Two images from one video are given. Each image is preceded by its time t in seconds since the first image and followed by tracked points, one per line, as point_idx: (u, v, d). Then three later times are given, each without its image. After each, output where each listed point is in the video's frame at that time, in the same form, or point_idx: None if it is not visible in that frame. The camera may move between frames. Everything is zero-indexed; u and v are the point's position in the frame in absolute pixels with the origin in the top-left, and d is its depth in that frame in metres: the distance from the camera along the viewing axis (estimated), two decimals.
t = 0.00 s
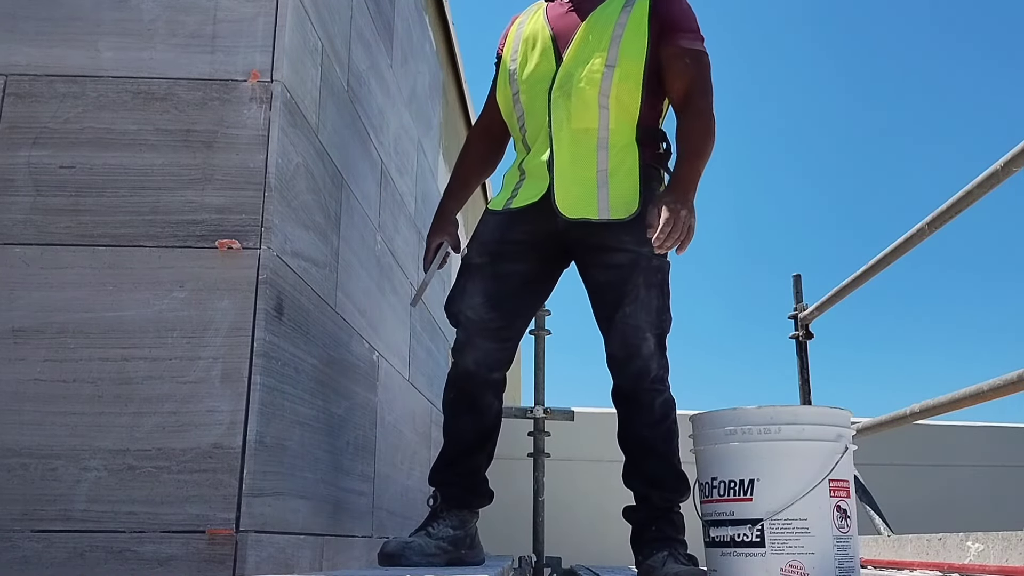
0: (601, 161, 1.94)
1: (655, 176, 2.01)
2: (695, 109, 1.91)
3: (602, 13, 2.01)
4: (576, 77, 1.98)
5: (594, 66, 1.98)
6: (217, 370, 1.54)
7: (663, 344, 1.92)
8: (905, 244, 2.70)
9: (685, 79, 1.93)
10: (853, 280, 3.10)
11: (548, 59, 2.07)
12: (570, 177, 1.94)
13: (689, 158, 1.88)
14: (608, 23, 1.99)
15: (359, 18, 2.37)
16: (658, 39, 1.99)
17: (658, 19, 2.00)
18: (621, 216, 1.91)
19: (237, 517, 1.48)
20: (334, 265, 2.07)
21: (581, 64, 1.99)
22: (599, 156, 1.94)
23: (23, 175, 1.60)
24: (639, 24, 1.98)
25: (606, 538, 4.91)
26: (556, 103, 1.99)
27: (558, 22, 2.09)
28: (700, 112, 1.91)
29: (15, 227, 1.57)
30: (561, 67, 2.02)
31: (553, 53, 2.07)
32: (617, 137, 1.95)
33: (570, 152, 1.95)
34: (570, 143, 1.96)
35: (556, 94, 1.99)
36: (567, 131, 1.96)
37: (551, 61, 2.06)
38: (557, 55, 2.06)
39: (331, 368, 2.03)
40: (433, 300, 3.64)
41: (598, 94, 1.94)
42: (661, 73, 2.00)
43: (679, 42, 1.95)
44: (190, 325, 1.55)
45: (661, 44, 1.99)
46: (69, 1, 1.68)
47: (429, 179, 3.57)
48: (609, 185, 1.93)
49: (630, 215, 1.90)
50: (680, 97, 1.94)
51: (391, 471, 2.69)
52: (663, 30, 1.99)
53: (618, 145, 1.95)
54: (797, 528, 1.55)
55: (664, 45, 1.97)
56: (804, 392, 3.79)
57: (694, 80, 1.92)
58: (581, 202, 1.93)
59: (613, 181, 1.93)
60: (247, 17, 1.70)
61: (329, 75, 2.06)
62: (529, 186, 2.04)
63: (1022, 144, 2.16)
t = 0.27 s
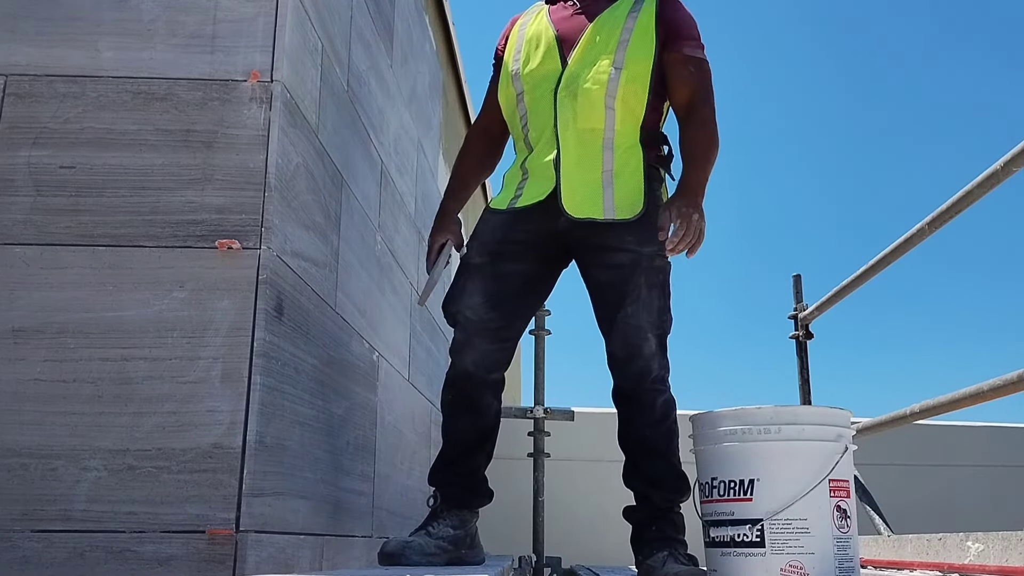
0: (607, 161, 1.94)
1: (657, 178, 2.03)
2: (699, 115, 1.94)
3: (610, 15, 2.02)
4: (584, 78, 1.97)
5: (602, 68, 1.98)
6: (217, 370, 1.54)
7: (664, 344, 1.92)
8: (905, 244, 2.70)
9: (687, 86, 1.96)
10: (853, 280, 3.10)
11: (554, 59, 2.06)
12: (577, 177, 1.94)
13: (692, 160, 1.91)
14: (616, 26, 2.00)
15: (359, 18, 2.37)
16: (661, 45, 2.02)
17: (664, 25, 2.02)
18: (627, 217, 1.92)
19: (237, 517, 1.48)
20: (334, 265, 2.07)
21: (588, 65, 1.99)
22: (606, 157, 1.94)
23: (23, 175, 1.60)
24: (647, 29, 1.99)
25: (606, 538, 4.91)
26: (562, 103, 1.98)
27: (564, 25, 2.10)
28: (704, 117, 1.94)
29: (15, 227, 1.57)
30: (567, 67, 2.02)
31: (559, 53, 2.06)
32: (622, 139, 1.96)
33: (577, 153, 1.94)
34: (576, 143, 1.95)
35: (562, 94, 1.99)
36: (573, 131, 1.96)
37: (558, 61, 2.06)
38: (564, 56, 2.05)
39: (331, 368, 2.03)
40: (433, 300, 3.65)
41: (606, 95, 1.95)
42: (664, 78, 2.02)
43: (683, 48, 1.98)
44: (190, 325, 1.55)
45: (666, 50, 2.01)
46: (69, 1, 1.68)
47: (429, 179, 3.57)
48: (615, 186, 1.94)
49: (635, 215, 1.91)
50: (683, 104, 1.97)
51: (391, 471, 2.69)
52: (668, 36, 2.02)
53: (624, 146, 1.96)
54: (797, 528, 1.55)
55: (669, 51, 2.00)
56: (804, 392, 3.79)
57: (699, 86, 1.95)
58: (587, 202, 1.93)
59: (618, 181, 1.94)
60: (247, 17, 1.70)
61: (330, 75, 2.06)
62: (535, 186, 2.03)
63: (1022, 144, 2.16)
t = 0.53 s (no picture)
0: (615, 161, 1.95)
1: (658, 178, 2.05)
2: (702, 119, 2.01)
3: (619, 15, 2.03)
4: (595, 76, 1.97)
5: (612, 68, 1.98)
6: (217, 370, 1.54)
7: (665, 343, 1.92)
8: (905, 244, 2.70)
9: (688, 94, 2.02)
10: (853, 280, 3.10)
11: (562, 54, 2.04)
12: (587, 174, 1.94)
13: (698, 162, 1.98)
14: (626, 26, 2.01)
15: (359, 18, 2.37)
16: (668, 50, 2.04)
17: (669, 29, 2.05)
18: (633, 216, 1.93)
19: (237, 517, 1.48)
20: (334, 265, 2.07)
21: (599, 63, 1.99)
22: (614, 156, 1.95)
23: (23, 175, 1.60)
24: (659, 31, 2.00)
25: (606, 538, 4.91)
26: (573, 99, 1.97)
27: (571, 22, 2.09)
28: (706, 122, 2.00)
29: (15, 227, 1.57)
30: (577, 64, 2.01)
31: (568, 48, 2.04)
32: (629, 139, 1.98)
33: (587, 150, 1.94)
34: (586, 140, 1.94)
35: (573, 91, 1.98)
36: (583, 129, 1.95)
37: (566, 57, 2.04)
38: (572, 52, 2.04)
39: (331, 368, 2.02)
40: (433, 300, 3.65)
41: (616, 94, 1.95)
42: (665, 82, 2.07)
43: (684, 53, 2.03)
44: (190, 325, 1.55)
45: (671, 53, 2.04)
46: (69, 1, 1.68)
47: (429, 179, 3.57)
48: (622, 185, 1.94)
49: (641, 215, 1.93)
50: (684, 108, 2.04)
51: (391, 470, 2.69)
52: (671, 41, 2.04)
53: (630, 147, 1.97)
54: (797, 528, 1.55)
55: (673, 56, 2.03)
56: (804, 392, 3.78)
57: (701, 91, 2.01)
58: (596, 200, 1.93)
59: (624, 180, 1.95)
60: (247, 17, 1.70)
61: (330, 75, 2.06)
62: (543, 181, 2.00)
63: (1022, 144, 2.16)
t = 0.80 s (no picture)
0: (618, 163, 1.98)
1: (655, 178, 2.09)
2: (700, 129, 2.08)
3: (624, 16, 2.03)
4: (600, 77, 1.97)
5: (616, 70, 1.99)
6: (217, 370, 1.54)
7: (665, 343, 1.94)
8: (905, 244, 2.70)
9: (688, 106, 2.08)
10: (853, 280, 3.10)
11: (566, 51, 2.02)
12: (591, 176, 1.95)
13: (700, 175, 2.05)
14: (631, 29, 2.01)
15: (359, 18, 2.37)
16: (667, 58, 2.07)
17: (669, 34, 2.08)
18: (634, 217, 1.97)
19: (237, 517, 1.48)
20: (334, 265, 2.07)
21: (603, 64, 1.99)
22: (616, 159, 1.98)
23: (23, 175, 1.60)
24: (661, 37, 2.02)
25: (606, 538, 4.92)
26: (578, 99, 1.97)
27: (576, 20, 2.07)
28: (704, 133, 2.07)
29: (15, 227, 1.57)
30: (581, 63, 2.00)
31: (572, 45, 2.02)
32: (629, 142, 2.01)
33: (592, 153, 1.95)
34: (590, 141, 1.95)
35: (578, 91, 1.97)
36: (588, 131, 1.96)
37: (570, 54, 2.02)
38: (576, 50, 2.02)
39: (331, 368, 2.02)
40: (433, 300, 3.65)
41: (621, 98, 1.97)
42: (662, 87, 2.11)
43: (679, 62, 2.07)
44: (190, 325, 1.55)
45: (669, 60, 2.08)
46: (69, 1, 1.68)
47: (429, 179, 3.57)
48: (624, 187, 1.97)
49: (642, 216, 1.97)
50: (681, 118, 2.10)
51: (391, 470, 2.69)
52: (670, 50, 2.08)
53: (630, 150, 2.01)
54: (797, 528, 1.55)
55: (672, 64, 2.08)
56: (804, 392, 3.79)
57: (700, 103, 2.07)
58: (601, 201, 1.95)
59: (625, 182, 1.99)
60: (247, 17, 1.70)
61: (330, 75, 2.06)
62: (548, 181, 1.99)
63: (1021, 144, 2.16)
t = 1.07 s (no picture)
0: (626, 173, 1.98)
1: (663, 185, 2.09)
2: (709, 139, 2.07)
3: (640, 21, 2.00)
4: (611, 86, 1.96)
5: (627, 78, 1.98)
6: (217, 370, 1.54)
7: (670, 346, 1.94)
8: (905, 244, 2.70)
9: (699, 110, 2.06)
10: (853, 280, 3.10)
11: (578, 56, 2.00)
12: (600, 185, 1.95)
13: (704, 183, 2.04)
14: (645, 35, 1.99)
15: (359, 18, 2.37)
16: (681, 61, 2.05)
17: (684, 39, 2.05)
18: (644, 227, 1.97)
19: (237, 517, 1.48)
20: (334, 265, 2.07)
21: (615, 72, 1.97)
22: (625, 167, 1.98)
23: (23, 175, 1.60)
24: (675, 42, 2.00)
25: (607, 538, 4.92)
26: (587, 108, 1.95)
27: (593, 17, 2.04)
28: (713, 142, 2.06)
29: (15, 227, 1.57)
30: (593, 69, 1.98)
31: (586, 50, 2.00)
32: (638, 151, 2.01)
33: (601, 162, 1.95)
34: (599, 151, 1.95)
35: (588, 99, 1.96)
36: (597, 139, 1.96)
37: (583, 58, 2.00)
38: (589, 54, 2.00)
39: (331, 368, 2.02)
40: (433, 301, 3.64)
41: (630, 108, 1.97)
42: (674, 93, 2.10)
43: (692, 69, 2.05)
44: (190, 325, 1.55)
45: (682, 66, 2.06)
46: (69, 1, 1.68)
47: (429, 179, 3.56)
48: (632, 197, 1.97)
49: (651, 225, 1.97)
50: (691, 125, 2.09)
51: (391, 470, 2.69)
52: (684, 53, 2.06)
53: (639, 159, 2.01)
54: (797, 528, 1.55)
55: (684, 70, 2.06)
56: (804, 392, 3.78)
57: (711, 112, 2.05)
58: (609, 210, 1.94)
59: (634, 191, 1.99)
60: (247, 17, 1.70)
61: (330, 75, 2.06)
62: (558, 189, 1.99)
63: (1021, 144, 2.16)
